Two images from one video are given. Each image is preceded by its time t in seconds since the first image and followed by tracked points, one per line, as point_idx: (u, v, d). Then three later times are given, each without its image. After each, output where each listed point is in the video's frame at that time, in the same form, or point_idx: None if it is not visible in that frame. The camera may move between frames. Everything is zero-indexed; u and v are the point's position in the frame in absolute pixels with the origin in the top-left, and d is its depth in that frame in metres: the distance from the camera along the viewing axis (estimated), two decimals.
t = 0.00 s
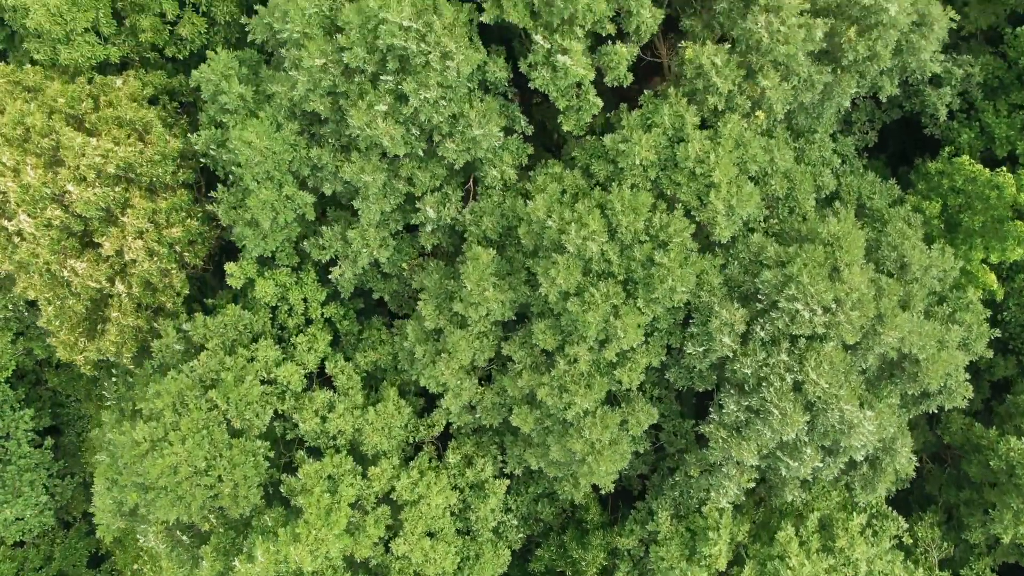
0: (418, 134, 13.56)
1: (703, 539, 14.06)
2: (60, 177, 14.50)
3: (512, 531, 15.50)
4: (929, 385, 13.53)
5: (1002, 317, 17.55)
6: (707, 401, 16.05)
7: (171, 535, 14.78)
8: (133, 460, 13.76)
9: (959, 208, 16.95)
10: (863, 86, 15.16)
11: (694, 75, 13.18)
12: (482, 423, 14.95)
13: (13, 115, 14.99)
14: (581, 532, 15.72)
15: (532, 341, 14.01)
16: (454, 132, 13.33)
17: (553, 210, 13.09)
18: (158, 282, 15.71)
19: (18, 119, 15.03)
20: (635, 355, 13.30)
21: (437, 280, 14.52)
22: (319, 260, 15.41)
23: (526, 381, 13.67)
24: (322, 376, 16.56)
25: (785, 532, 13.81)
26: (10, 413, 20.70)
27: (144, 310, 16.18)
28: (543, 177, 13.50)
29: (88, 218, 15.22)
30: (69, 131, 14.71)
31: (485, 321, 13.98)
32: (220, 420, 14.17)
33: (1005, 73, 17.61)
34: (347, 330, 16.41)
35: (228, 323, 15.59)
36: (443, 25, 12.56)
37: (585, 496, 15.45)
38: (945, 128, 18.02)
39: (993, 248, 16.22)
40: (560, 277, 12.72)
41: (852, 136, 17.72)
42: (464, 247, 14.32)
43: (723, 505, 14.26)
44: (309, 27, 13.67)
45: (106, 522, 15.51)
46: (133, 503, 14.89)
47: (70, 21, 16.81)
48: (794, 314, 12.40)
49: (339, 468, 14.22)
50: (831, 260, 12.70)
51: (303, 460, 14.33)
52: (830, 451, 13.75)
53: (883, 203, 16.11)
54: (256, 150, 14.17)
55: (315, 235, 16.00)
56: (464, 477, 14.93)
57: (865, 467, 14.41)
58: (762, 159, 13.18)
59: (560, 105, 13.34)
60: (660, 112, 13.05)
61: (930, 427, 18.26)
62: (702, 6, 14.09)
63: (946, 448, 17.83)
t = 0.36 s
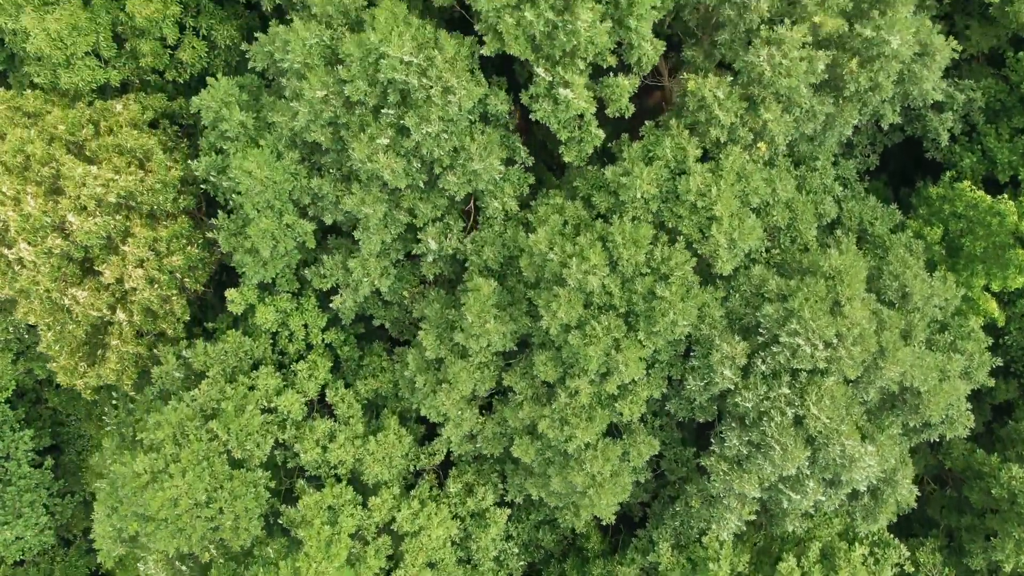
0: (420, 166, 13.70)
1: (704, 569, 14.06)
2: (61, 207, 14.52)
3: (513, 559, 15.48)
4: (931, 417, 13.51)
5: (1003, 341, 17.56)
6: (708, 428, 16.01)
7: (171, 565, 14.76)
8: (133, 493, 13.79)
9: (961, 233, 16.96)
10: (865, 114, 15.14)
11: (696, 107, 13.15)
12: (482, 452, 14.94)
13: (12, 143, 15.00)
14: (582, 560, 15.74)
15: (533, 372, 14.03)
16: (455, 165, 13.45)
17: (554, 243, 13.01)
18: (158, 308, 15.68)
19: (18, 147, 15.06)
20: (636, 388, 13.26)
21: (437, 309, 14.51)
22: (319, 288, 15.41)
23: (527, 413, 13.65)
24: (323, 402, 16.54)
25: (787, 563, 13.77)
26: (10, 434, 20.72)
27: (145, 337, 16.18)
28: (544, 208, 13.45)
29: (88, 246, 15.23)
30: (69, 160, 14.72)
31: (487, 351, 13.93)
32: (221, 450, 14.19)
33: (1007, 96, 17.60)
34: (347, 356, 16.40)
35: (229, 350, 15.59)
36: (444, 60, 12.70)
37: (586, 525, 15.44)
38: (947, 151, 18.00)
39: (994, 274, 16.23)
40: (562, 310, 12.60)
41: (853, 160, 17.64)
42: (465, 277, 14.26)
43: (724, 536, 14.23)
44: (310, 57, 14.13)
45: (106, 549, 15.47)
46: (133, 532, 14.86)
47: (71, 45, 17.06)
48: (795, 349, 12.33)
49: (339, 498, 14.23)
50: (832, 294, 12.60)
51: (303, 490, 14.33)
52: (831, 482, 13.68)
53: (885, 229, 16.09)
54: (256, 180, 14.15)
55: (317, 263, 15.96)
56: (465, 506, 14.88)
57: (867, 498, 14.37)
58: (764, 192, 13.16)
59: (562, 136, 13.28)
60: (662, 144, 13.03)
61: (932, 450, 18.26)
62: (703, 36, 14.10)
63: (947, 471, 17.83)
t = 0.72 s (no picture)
0: (420, 198, 13.74)
1: None
2: (61, 237, 14.52)
3: None
4: (932, 449, 13.48)
5: (1005, 366, 17.54)
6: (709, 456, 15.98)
7: None
8: (133, 524, 13.68)
9: (962, 258, 16.96)
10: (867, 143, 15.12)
11: (698, 140, 13.11)
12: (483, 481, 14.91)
13: (13, 172, 15.00)
14: None
15: (534, 403, 14.03)
16: (456, 198, 13.46)
17: (556, 277, 12.98)
18: (159, 336, 15.63)
19: (19, 175, 15.06)
20: (638, 421, 13.23)
21: (438, 339, 14.49)
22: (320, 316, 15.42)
23: (528, 445, 13.62)
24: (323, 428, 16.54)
25: None
26: (10, 454, 20.73)
27: (145, 363, 16.18)
28: (545, 241, 13.43)
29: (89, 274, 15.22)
30: (69, 189, 14.71)
31: (487, 383, 13.89)
32: (222, 482, 14.24)
33: (1009, 120, 17.61)
34: (348, 382, 16.41)
35: (230, 376, 15.52)
36: (445, 94, 12.78)
37: (587, 553, 15.42)
38: (948, 175, 17.99)
39: (996, 301, 16.23)
40: (563, 344, 12.53)
41: (855, 183, 17.58)
42: (466, 307, 14.22)
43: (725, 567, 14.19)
44: (311, 87, 14.28)
45: None
46: (133, 562, 14.80)
47: (71, 70, 17.14)
48: (796, 384, 12.30)
49: (339, 529, 14.20)
50: (834, 328, 12.53)
51: (304, 521, 14.31)
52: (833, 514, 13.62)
53: (886, 256, 16.08)
54: (256, 210, 14.13)
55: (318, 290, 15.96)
56: (466, 536, 14.83)
57: (868, 529, 14.34)
58: (765, 225, 13.12)
59: (563, 169, 13.25)
60: (664, 177, 13.03)
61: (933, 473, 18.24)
62: (704, 67, 14.12)
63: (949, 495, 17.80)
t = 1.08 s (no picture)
0: (421, 231, 13.79)
1: None
2: (62, 267, 14.54)
3: None
4: (934, 482, 13.44)
5: (1007, 391, 17.50)
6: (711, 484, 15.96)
7: None
8: (133, 557, 13.69)
9: (964, 284, 16.93)
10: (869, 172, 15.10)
11: (700, 173, 13.08)
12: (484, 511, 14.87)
13: (13, 201, 15.02)
14: None
15: (535, 434, 14.01)
16: (458, 231, 13.49)
17: (558, 311, 12.94)
18: (160, 363, 15.57)
19: (21, 204, 15.10)
20: (639, 455, 13.20)
21: (440, 369, 14.46)
22: (321, 344, 15.43)
23: (529, 477, 13.59)
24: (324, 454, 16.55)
25: None
26: (10, 475, 20.73)
27: (146, 390, 16.17)
28: (546, 274, 13.40)
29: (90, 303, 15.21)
30: (70, 219, 14.74)
31: (489, 414, 13.86)
32: (223, 513, 14.27)
33: (1011, 145, 17.59)
34: (349, 409, 16.41)
35: (231, 404, 15.54)
36: (447, 129, 12.78)
37: None
38: (950, 200, 17.97)
39: (997, 328, 16.21)
40: (565, 380, 12.46)
41: (857, 208, 17.54)
42: (468, 338, 14.18)
43: None
44: (313, 117, 14.38)
45: None
46: None
47: (71, 95, 17.14)
48: (798, 421, 12.27)
49: (339, 560, 14.17)
50: (836, 363, 12.50)
51: (305, 551, 14.31)
52: (834, 547, 13.58)
53: (888, 282, 16.06)
54: (257, 241, 14.09)
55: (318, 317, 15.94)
56: (467, 566, 14.79)
57: (870, 560, 14.31)
58: (768, 258, 13.07)
59: (563, 202, 13.24)
60: (665, 211, 13.03)
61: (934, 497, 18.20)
62: (705, 98, 14.09)
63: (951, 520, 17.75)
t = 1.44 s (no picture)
0: (423, 269, 13.87)
1: None
2: (64, 302, 14.57)
3: None
4: (936, 521, 13.43)
5: (1009, 420, 17.47)
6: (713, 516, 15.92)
7: None
8: None
9: (966, 314, 16.91)
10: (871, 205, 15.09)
11: (703, 213, 13.05)
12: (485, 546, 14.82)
13: (15, 235, 15.04)
14: None
15: (537, 471, 14.01)
16: (460, 269, 13.52)
17: (560, 351, 12.94)
18: (162, 396, 15.55)
19: (22, 237, 15.13)
20: (641, 494, 13.16)
21: (441, 405, 14.44)
22: (323, 377, 15.43)
23: (531, 515, 13.56)
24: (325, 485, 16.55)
25: None
26: (10, 500, 20.67)
27: (148, 421, 16.22)
28: (548, 312, 13.40)
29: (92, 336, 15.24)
30: (72, 254, 14.78)
31: (491, 452, 13.85)
32: (224, 549, 14.31)
33: (1013, 174, 17.57)
34: (350, 440, 16.40)
35: (232, 435, 15.41)
36: (449, 169, 12.79)
37: None
38: (953, 228, 17.96)
39: (999, 360, 16.18)
40: (568, 421, 12.43)
41: (859, 236, 17.51)
42: (469, 374, 14.19)
43: None
44: (313, 153, 14.33)
45: None
46: None
47: (72, 124, 17.10)
48: (801, 464, 12.25)
49: None
50: (838, 405, 12.48)
51: None
52: None
53: (889, 314, 16.04)
54: (259, 277, 14.07)
55: (319, 350, 15.91)
56: None
57: None
58: (770, 298, 13.05)
59: (564, 242, 13.27)
60: (667, 251, 13.02)
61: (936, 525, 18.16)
62: (708, 135, 14.04)
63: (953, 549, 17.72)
